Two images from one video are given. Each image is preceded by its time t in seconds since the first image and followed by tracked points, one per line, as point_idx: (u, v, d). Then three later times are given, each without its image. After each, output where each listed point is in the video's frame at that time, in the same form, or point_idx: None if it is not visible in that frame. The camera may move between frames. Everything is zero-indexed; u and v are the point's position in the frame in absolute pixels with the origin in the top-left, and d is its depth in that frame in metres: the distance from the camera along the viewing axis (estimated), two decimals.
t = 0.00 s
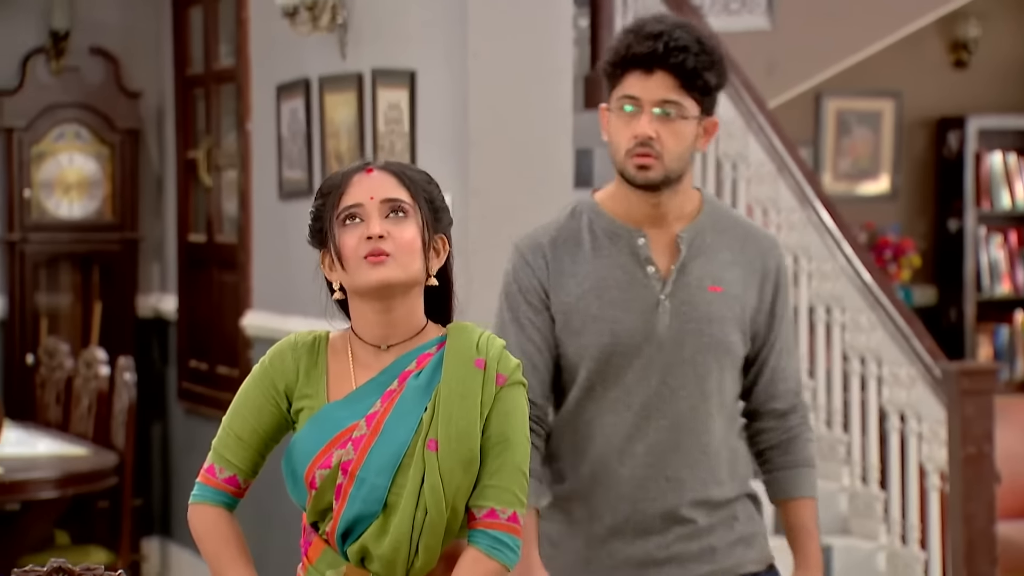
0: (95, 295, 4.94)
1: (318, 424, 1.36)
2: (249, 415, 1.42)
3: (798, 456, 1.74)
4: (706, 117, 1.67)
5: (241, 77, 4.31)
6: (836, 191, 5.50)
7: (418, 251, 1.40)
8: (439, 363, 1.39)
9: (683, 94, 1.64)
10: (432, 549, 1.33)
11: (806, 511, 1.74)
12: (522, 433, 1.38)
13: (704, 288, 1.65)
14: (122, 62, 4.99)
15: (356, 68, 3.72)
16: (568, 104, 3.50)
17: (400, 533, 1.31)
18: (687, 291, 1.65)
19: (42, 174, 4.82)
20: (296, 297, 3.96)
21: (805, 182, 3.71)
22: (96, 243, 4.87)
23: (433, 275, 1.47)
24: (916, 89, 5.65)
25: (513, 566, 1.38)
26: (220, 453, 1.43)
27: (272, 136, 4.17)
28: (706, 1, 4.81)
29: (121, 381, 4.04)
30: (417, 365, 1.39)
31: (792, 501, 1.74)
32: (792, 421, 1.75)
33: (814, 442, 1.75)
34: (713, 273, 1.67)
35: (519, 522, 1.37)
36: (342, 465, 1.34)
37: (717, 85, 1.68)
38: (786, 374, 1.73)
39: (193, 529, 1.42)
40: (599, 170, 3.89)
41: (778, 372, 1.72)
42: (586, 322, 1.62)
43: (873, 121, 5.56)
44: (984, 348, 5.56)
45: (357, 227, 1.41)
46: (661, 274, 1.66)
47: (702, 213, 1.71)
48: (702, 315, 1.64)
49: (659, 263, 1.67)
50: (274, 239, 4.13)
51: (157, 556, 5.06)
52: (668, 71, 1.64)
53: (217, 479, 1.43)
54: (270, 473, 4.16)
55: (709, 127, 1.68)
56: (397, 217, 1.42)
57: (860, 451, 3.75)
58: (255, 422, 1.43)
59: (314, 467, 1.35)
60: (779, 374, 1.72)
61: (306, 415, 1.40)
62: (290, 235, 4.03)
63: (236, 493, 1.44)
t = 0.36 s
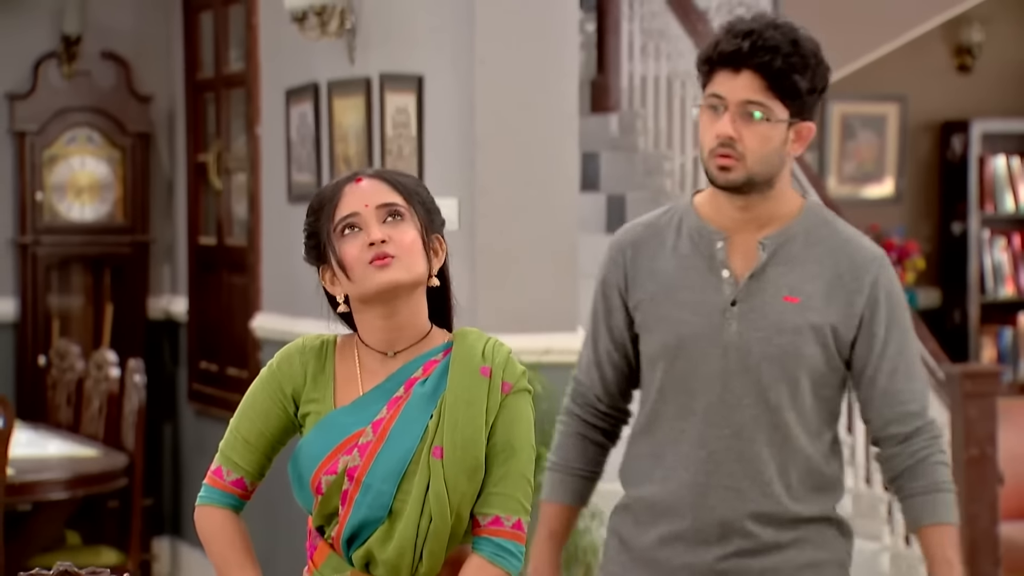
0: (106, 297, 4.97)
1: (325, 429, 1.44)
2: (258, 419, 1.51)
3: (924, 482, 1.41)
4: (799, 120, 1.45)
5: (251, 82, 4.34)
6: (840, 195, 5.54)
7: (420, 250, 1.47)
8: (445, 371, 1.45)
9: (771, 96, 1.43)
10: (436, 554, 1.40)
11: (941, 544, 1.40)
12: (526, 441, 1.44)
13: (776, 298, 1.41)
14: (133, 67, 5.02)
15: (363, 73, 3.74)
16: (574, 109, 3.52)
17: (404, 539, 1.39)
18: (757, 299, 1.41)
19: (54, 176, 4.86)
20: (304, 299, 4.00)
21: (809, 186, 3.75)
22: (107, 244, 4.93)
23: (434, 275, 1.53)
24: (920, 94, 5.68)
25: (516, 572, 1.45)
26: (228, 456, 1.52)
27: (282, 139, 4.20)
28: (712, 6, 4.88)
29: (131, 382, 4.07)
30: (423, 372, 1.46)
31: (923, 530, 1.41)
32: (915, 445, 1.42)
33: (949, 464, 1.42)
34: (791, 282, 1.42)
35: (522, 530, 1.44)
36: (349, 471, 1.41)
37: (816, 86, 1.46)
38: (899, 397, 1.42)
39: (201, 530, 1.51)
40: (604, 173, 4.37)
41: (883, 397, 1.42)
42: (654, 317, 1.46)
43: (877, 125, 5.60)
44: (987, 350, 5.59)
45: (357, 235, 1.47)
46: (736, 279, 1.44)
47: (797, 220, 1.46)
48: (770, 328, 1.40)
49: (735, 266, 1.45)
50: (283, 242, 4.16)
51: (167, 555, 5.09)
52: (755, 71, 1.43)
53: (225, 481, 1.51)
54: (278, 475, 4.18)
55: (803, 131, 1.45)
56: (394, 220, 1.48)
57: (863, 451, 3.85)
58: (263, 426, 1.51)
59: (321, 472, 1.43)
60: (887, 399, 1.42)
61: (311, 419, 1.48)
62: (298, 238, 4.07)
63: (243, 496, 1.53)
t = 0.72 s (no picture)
0: (100, 296, 4.99)
1: (317, 431, 1.46)
2: (251, 418, 1.53)
3: (899, 472, 1.36)
4: (807, 123, 1.43)
5: (245, 83, 4.35)
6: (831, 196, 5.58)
7: (399, 249, 1.49)
8: (437, 372, 1.48)
9: (774, 99, 1.42)
10: (429, 555, 1.42)
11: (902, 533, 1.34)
12: (516, 442, 1.47)
13: (784, 302, 1.43)
14: (128, 67, 5.05)
15: (357, 73, 3.76)
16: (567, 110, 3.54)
17: (397, 539, 1.41)
18: (766, 302, 1.44)
19: (49, 177, 4.87)
20: (298, 300, 4.02)
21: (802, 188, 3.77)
22: (102, 245, 4.93)
23: (416, 271, 1.56)
24: (912, 95, 5.71)
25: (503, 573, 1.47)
26: (220, 455, 1.54)
27: (275, 140, 4.22)
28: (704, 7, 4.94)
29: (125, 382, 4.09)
30: (416, 372, 1.48)
31: (888, 517, 1.35)
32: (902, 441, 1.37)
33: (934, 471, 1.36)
34: (802, 286, 1.43)
35: (510, 531, 1.46)
36: (341, 471, 1.43)
37: (823, 87, 1.43)
38: (896, 396, 1.37)
39: (193, 528, 1.54)
40: (599, 173, 4.53)
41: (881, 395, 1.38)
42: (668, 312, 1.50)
43: (869, 126, 5.63)
44: (979, 350, 5.59)
45: (334, 240, 1.50)
46: (749, 281, 1.46)
47: (816, 222, 1.47)
48: (776, 331, 1.42)
49: (749, 268, 1.47)
50: (275, 243, 4.19)
51: (163, 553, 5.12)
52: (757, 75, 1.42)
53: (217, 480, 1.54)
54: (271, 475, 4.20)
55: (813, 134, 1.44)
56: (369, 221, 1.51)
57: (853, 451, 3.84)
58: (256, 425, 1.53)
59: (314, 473, 1.45)
60: (884, 398, 1.38)
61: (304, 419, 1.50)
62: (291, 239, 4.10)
63: (235, 494, 1.55)
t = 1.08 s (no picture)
0: (91, 294, 5.02)
1: (305, 427, 1.48)
2: (241, 416, 1.56)
3: (845, 500, 1.45)
4: (749, 113, 1.49)
5: (234, 83, 4.38)
6: (818, 195, 5.61)
7: (366, 247, 1.50)
8: (427, 369, 1.50)
9: (714, 91, 1.48)
10: (414, 550, 1.44)
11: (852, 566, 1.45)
12: (502, 440, 1.49)
13: (744, 299, 1.46)
14: (118, 66, 5.07)
15: (345, 73, 3.80)
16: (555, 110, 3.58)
17: (382, 535, 1.43)
18: (724, 300, 1.47)
19: (40, 176, 4.90)
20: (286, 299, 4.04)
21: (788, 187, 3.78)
22: (93, 243, 4.96)
23: (394, 261, 1.56)
24: (898, 94, 5.75)
25: (486, 570, 1.50)
26: (210, 453, 1.56)
27: (264, 140, 4.24)
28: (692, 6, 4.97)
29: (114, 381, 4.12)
30: (405, 370, 1.50)
31: (834, 548, 1.46)
32: (843, 459, 1.46)
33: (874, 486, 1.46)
34: (760, 283, 1.47)
35: (494, 528, 1.49)
36: (329, 466, 1.46)
37: (761, 77, 1.50)
38: (843, 404, 1.45)
39: (182, 525, 1.56)
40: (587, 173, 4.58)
41: (835, 402, 1.45)
42: (619, 319, 1.52)
43: (856, 126, 5.67)
44: (964, 348, 5.63)
45: (304, 257, 1.50)
46: (704, 280, 1.49)
47: (765, 221, 1.51)
48: (738, 328, 1.45)
49: (703, 268, 1.50)
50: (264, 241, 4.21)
51: (153, 551, 5.13)
52: (695, 68, 1.48)
53: (207, 477, 1.56)
54: (260, 473, 4.23)
55: (756, 123, 1.50)
56: (333, 229, 1.51)
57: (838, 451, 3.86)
58: (246, 422, 1.56)
59: (301, 467, 1.47)
60: (834, 407, 1.45)
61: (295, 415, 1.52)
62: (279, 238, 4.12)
63: (225, 492, 1.57)
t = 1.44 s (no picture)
0: (80, 295, 5.04)
1: (285, 428, 1.45)
2: (224, 419, 1.52)
3: (807, 483, 1.66)
4: (659, 113, 1.62)
5: (222, 84, 4.40)
6: (802, 197, 5.66)
7: (344, 248, 1.48)
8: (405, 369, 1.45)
9: (624, 95, 1.60)
10: (394, 550, 1.40)
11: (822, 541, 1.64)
12: (481, 439, 1.44)
13: (678, 297, 1.63)
14: (108, 68, 5.10)
15: (333, 75, 3.86)
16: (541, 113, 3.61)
17: (362, 535, 1.39)
18: (658, 299, 1.63)
19: (29, 176, 4.93)
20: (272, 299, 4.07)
21: (771, 188, 3.81)
22: (82, 245, 4.98)
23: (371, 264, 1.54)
24: (882, 96, 5.79)
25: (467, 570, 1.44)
26: (195, 456, 1.52)
27: (252, 142, 4.27)
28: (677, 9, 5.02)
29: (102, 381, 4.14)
30: (383, 371, 1.46)
31: (806, 530, 1.65)
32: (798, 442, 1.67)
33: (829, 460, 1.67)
34: (689, 282, 1.64)
35: (472, 526, 1.44)
36: (308, 467, 1.42)
37: (666, 78, 1.63)
38: (786, 392, 1.67)
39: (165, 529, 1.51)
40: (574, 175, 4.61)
41: (778, 389, 1.66)
42: (553, 321, 1.64)
43: (840, 128, 5.71)
44: (947, 348, 5.68)
45: (282, 261, 1.47)
46: (636, 281, 1.65)
47: (683, 222, 1.69)
48: (678, 326, 1.62)
49: (633, 269, 1.66)
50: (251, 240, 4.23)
51: (141, 550, 5.17)
52: (603, 74, 1.60)
53: (192, 481, 1.52)
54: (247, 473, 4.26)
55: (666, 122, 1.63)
56: (311, 231, 1.48)
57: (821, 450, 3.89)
58: (229, 426, 1.52)
59: (281, 470, 1.44)
60: (779, 396, 1.67)
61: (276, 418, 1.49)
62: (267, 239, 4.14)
63: (209, 496, 1.53)
